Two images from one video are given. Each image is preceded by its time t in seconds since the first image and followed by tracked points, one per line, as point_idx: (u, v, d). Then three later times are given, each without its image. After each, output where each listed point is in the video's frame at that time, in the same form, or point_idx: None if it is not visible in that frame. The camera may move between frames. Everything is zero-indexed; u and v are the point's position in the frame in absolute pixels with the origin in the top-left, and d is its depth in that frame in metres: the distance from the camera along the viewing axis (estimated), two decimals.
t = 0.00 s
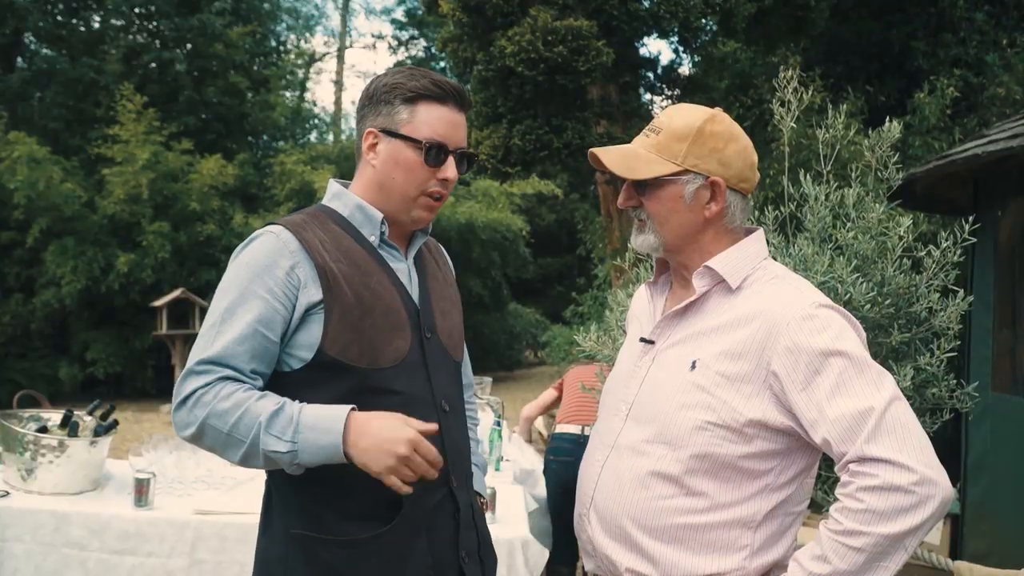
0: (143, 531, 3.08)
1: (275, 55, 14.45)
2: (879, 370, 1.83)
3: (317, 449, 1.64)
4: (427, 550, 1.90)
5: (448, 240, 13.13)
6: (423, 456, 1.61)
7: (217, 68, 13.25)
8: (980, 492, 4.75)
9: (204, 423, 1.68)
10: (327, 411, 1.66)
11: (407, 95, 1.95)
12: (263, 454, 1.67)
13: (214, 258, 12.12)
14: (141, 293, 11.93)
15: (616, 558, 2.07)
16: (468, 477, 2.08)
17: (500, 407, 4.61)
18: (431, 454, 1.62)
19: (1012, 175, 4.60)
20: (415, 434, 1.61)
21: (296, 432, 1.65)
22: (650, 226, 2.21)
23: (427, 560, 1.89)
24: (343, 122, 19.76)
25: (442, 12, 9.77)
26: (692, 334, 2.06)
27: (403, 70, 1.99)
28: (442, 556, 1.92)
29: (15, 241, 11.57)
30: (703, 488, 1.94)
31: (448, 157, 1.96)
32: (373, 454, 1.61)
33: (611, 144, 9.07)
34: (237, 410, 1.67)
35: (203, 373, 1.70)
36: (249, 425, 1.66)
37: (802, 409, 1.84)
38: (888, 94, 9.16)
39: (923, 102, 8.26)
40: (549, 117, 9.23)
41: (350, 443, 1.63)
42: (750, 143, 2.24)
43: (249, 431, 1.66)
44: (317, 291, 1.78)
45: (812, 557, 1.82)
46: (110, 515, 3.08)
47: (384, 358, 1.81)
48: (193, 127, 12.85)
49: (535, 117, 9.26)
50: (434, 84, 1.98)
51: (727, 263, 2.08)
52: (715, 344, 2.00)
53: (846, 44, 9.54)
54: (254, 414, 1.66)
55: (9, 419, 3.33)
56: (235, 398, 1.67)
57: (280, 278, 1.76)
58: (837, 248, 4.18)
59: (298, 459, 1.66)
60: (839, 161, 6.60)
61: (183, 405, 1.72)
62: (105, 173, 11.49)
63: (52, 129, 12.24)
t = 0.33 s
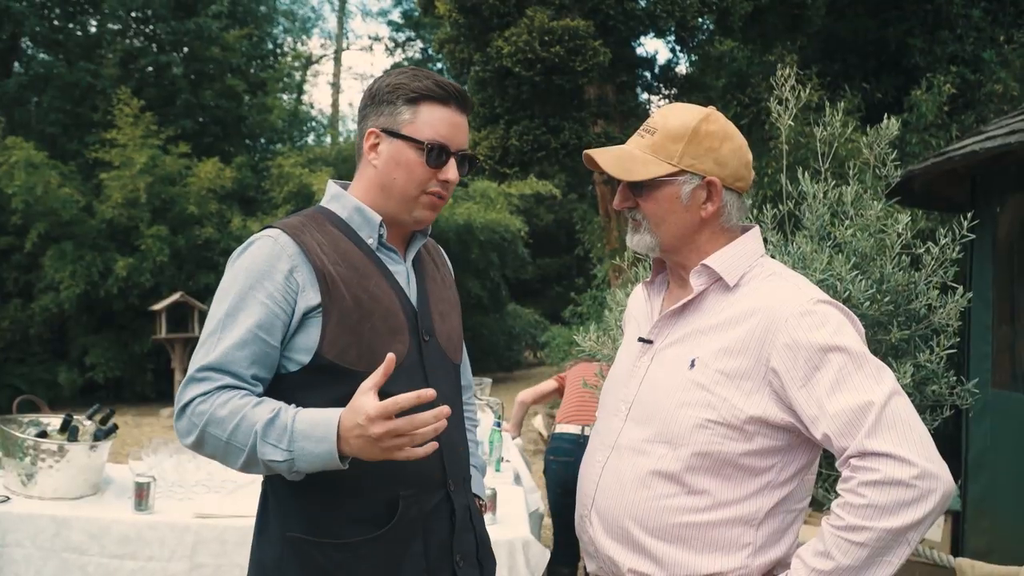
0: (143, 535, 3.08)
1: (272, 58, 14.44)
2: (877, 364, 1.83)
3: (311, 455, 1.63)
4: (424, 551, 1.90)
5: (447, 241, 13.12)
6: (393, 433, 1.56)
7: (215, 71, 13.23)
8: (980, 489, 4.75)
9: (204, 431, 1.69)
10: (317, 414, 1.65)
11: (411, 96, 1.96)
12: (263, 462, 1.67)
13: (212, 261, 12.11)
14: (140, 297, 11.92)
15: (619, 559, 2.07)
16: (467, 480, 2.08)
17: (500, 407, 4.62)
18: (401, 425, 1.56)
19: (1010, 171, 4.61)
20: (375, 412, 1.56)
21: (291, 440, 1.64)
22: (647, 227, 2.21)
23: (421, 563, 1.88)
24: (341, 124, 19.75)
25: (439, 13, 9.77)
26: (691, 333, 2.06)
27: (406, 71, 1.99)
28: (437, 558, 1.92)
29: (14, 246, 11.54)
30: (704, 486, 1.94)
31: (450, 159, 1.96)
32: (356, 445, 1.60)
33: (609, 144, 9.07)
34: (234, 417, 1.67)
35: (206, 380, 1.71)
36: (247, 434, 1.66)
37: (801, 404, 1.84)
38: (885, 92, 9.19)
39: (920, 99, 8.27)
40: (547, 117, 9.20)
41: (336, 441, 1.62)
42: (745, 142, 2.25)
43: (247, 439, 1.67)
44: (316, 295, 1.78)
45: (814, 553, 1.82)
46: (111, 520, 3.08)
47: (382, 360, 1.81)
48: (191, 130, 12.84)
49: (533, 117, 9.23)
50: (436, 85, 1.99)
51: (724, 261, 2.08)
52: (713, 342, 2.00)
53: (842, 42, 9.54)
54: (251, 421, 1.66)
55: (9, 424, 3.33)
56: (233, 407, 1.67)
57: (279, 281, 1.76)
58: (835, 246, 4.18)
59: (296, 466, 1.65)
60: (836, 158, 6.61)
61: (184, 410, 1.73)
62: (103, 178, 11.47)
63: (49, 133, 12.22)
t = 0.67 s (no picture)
0: (141, 536, 3.07)
1: (269, 59, 14.40)
2: (875, 363, 1.83)
3: (326, 461, 1.65)
4: (425, 552, 1.90)
5: (445, 241, 13.10)
6: (411, 439, 1.58)
7: (212, 72, 13.21)
8: (979, 488, 4.75)
9: (213, 437, 1.68)
10: (334, 422, 1.66)
11: (391, 93, 1.93)
12: (275, 468, 1.67)
13: (209, 261, 12.10)
14: (138, 298, 11.90)
15: (618, 560, 2.06)
16: (466, 481, 2.09)
17: (498, 407, 4.62)
18: (420, 432, 1.58)
19: (1008, 171, 4.61)
20: (394, 418, 1.58)
21: (305, 445, 1.65)
22: (643, 229, 2.21)
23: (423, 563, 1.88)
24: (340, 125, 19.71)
25: (437, 14, 9.76)
26: (688, 333, 2.06)
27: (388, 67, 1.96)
28: (437, 559, 1.92)
29: (11, 247, 11.52)
30: (703, 485, 1.94)
31: (434, 155, 1.93)
32: (372, 450, 1.62)
33: (606, 144, 9.05)
34: (246, 424, 1.66)
35: (212, 388, 1.70)
36: (259, 440, 1.66)
37: (799, 403, 1.84)
38: (883, 92, 9.21)
39: (918, 99, 8.27)
40: (545, 118, 9.18)
41: (354, 447, 1.64)
42: (739, 142, 2.25)
43: (259, 445, 1.66)
44: (316, 297, 1.77)
45: (813, 552, 1.82)
46: (109, 520, 3.07)
47: (382, 362, 1.80)
48: (188, 131, 12.83)
49: (530, 118, 9.22)
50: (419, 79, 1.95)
51: (721, 261, 2.08)
52: (711, 342, 2.00)
53: (841, 42, 9.56)
54: (263, 428, 1.66)
55: (6, 425, 3.32)
56: (245, 414, 1.67)
57: (279, 284, 1.75)
58: (833, 246, 4.18)
59: (310, 472, 1.67)
60: (834, 159, 6.62)
61: (190, 418, 1.71)
62: (100, 178, 11.45)
63: (47, 134, 12.19)
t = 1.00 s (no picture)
0: (139, 535, 3.07)
1: (268, 58, 14.35)
2: (871, 361, 1.84)
3: (337, 457, 1.67)
4: (424, 551, 1.90)
5: (444, 241, 13.09)
6: (430, 432, 1.64)
7: (211, 71, 13.17)
8: (977, 488, 4.75)
9: (219, 441, 1.69)
10: (343, 419, 1.68)
11: (382, 92, 1.93)
12: (284, 467, 1.68)
13: (208, 260, 12.08)
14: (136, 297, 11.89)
15: (617, 560, 2.07)
16: (466, 480, 2.09)
17: (496, 407, 4.63)
18: (439, 426, 1.64)
19: (1007, 171, 4.62)
20: (415, 410, 1.63)
21: (314, 442, 1.67)
22: (640, 229, 2.22)
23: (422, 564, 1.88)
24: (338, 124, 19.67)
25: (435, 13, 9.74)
26: (686, 332, 2.06)
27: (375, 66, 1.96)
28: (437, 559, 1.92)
29: (9, 246, 11.51)
30: (701, 484, 1.95)
31: (429, 151, 1.93)
32: (389, 440, 1.65)
33: (605, 143, 9.04)
34: (252, 426, 1.67)
35: (214, 393, 1.70)
36: (267, 440, 1.67)
37: (796, 401, 1.85)
38: (882, 91, 9.24)
39: (917, 98, 8.29)
40: (544, 117, 9.19)
41: (366, 440, 1.67)
42: (736, 141, 2.25)
43: (268, 445, 1.67)
44: (311, 299, 1.78)
45: (812, 550, 1.82)
46: (108, 520, 3.08)
47: (380, 363, 1.81)
48: (187, 130, 12.82)
49: (529, 117, 9.22)
50: (409, 78, 1.95)
51: (718, 261, 2.08)
52: (709, 341, 2.00)
53: (840, 42, 9.57)
54: (270, 427, 1.67)
55: (4, 424, 3.33)
56: (250, 415, 1.68)
57: (275, 287, 1.75)
58: (832, 246, 4.19)
59: (320, 468, 1.68)
60: (833, 159, 6.63)
61: (193, 425, 1.72)
62: (99, 177, 11.43)
63: (45, 134, 12.16)
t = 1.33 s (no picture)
0: (139, 533, 3.08)
1: (268, 56, 14.30)
2: (870, 359, 1.84)
3: (332, 449, 1.66)
4: (422, 550, 1.90)
5: (444, 240, 13.08)
6: (404, 422, 1.60)
7: (210, 69, 13.15)
8: (976, 487, 4.76)
9: (215, 439, 1.69)
10: (335, 410, 1.67)
11: (381, 90, 1.93)
12: (280, 462, 1.69)
13: (208, 258, 12.08)
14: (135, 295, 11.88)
15: (616, 558, 2.07)
16: (464, 478, 2.10)
17: (495, 406, 4.63)
18: (412, 415, 1.60)
19: (1007, 171, 4.63)
20: (388, 400, 1.61)
21: (309, 436, 1.66)
22: (639, 229, 2.22)
23: (420, 562, 1.89)
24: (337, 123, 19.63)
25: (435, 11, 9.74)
26: (685, 331, 2.07)
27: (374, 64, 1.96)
28: (434, 557, 1.93)
29: (9, 244, 11.51)
30: (700, 482, 1.95)
31: (429, 149, 1.94)
32: (370, 432, 1.64)
33: (604, 141, 9.02)
34: (248, 421, 1.68)
35: (211, 393, 1.70)
36: (263, 435, 1.67)
37: (795, 399, 1.85)
38: (882, 91, 9.27)
39: (916, 97, 8.31)
40: (543, 116, 9.19)
41: (356, 430, 1.66)
42: (736, 142, 2.25)
43: (264, 441, 1.68)
44: (308, 298, 1.77)
45: (811, 547, 1.83)
46: (107, 517, 3.08)
47: (377, 362, 1.81)
48: (186, 128, 12.81)
49: (529, 115, 9.22)
50: (408, 75, 1.95)
51: (717, 260, 2.09)
52: (708, 339, 2.00)
53: (839, 40, 9.58)
54: (265, 423, 1.68)
55: (4, 423, 3.32)
56: (246, 412, 1.68)
57: (271, 287, 1.75)
58: (831, 244, 4.20)
59: (315, 461, 1.68)
60: (833, 157, 6.63)
61: (190, 424, 1.72)
62: (98, 175, 11.41)
63: (45, 131, 12.13)
